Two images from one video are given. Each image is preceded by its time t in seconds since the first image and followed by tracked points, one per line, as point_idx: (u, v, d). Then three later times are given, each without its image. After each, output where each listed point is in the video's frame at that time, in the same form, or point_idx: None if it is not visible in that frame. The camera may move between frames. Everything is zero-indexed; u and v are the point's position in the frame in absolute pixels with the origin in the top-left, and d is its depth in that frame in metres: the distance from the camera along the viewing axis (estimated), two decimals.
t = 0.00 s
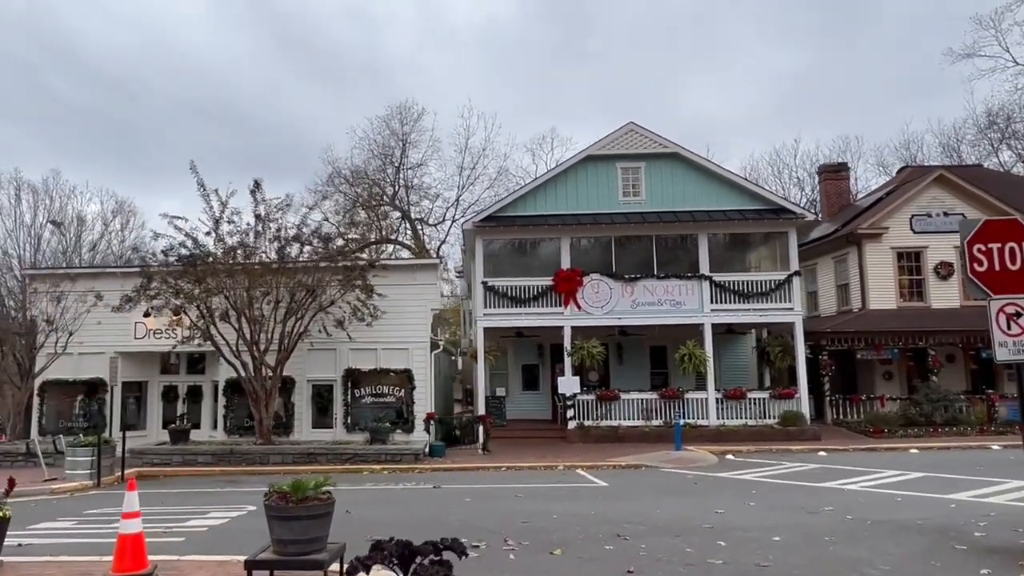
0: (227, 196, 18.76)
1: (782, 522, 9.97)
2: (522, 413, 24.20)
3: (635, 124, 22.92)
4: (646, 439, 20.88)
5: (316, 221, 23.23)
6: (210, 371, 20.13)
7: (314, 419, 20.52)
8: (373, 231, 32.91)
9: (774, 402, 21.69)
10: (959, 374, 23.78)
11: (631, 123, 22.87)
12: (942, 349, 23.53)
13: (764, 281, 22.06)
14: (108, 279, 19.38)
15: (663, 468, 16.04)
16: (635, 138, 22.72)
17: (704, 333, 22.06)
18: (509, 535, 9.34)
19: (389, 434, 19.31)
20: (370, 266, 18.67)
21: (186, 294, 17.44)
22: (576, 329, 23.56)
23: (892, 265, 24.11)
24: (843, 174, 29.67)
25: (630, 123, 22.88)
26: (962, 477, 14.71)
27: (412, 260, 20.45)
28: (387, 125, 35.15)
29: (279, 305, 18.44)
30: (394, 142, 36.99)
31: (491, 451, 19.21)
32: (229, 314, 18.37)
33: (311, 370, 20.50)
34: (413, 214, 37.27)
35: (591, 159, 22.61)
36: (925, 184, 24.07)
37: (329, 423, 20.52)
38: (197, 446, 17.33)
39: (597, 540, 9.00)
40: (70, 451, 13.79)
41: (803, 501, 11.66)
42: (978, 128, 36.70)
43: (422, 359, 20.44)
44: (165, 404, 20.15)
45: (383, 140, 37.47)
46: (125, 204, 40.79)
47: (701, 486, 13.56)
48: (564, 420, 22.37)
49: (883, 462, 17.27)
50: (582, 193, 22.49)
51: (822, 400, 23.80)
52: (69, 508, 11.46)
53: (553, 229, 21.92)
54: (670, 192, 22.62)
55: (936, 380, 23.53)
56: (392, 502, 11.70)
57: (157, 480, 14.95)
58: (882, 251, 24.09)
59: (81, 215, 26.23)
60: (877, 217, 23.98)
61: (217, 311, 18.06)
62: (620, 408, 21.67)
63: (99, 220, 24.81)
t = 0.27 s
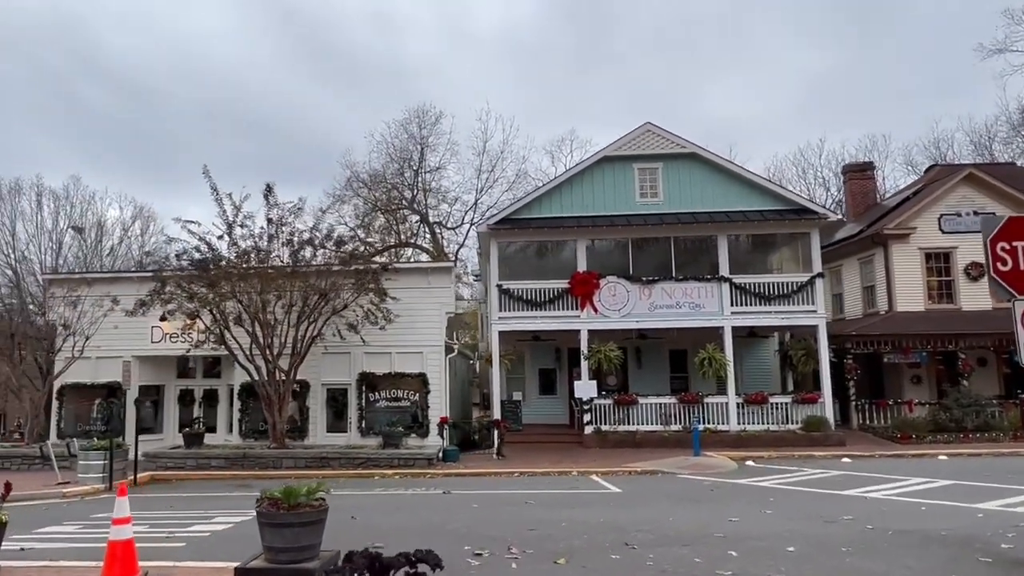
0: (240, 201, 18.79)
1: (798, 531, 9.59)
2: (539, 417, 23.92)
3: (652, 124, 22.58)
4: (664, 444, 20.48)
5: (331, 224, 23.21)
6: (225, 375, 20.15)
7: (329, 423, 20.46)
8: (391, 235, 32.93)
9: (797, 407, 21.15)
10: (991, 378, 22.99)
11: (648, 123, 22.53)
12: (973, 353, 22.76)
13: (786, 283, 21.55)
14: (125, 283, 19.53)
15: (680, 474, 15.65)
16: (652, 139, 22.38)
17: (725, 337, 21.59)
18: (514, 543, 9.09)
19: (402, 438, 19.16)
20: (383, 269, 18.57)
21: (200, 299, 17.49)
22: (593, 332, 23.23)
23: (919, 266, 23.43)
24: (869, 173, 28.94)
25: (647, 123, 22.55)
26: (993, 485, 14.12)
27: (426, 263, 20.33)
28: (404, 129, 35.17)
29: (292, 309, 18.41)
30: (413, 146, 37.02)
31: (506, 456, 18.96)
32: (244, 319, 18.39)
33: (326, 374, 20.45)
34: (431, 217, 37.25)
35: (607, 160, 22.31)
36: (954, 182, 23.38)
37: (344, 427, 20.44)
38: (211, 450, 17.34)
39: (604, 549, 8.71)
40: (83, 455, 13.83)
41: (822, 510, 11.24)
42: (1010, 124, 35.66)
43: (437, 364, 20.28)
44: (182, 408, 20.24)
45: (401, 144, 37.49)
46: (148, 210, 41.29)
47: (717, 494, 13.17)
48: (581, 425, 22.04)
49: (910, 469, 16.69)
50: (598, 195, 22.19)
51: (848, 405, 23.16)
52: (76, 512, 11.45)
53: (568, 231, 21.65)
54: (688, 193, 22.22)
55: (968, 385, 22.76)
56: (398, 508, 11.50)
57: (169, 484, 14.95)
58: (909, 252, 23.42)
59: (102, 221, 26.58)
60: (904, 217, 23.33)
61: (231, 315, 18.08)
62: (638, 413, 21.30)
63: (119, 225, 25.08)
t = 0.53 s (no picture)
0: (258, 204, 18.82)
1: (819, 541, 9.14)
2: (560, 421, 23.60)
3: (674, 123, 22.15)
4: (687, 449, 20.00)
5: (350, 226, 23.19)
6: (245, 378, 20.18)
7: (348, 427, 20.38)
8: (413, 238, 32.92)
9: (825, 411, 20.50)
10: None
11: (669, 121, 22.11)
12: (1012, 355, 21.85)
13: (813, 284, 20.93)
14: (146, 287, 19.68)
15: (701, 480, 15.21)
16: (673, 137, 21.96)
17: (750, 339, 21.03)
18: (522, 550, 8.79)
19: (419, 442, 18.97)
20: (399, 272, 18.45)
21: (217, 303, 17.53)
22: (615, 334, 22.85)
23: (954, 266, 22.60)
24: (901, 171, 28.06)
25: (668, 121, 22.12)
26: None
27: (444, 265, 20.16)
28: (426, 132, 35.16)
29: (309, 312, 18.38)
30: (435, 149, 36.98)
31: (525, 460, 18.66)
32: (261, 322, 18.40)
33: (344, 378, 20.39)
34: (453, 220, 37.19)
35: (627, 160, 21.94)
36: (991, 179, 22.53)
37: (362, 430, 20.35)
38: (229, 453, 17.35)
39: (615, 558, 8.37)
40: (100, 457, 13.87)
41: (848, 518, 10.76)
42: None
43: (455, 367, 20.09)
44: (202, 411, 20.33)
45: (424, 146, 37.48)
46: (175, 216, 41.85)
47: (738, 500, 12.73)
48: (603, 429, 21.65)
49: (944, 475, 16.02)
50: (618, 195, 21.82)
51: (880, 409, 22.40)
52: (88, 515, 11.44)
53: (588, 232, 21.32)
54: (711, 192, 21.73)
55: (1006, 388, 21.86)
56: (408, 513, 11.29)
57: (185, 486, 14.95)
58: (943, 251, 22.62)
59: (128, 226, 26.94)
60: (938, 215, 22.54)
61: (248, 318, 18.11)
62: (660, 417, 20.84)
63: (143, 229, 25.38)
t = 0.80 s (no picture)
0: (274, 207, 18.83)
1: (839, 550, 8.72)
2: (580, 424, 23.27)
3: (694, 120, 21.72)
4: (710, 452, 19.54)
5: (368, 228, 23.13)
6: (263, 380, 20.20)
7: (365, 429, 20.30)
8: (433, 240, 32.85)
9: (853, 415, 19.86)
10: None
11: (690, 119, 21.68)
12: None
13: (840, 283, 20.33)
14: (165, 290, 19.82)
15: (721, 485, 14.79)
16: (694, 135, 21.53)
17: (774, 340, 20.47)
18: (527, 556, 8.53)
19: (436, 444, 18.81)
20: (414, 273, 18.31)
21: (233, 305, 17.55)
22: (635, 336, 22.46)
23: (989, 264, 21.80)
24: (933, 167, 27.21)
25: (689, 119, 21.70)
26: None
27: (460, 266, 19.98)
28: (447, 133, 35.06)
29: (325, 314, 18.33)
30: (456, 150, 36.88)
31: (542, 464, 18.36)
32: (277, 324, 18.39)
33: (361, 380, 20.31)
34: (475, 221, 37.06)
35: (647, 158, 21.57)
36: None
37: (379, 432, 20.25)
38: (245, 455, 17.34)
39: (622, 566, 8.08)
40: (115, 459, 13.91)
41: (871, 526, 10.32)
42: None
43: (472, 369, 19.89)
44: (221, 413, 20.40)
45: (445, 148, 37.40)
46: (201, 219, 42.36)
47: (757, 506, 12.31)
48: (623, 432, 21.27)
49: (978, 481, 15.37)
50: (638, 195, 21.46)
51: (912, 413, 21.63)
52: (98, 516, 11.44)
53: (607, 232, 20.98)
54: (733, 191, 21.25)
55: None
56: (415, 517, 11.10)
57: (199, 488, 14.95)
58: (977, 249, 21.83)
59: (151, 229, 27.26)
60: (971, 212, 21.77)
61: (264, 321, 18.11)
62: (682, 420, 20.40)
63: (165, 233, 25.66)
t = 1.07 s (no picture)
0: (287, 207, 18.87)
1: (853, 556, 8.45)
2: (597, 425, 22.97)
3: (712, 116, 21.34)
4: (728, 454, 19.14)
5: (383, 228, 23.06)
6: (278, 380, 20.24)
7: (379, 429, 20.24)
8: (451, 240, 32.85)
9: (878, 416, 19.30)
10: None
11: (707, 114, 21.30)
12: None
13: (862, 281, 19.81)
14: (181, 290, 19.98)
15: (737, 487, 14.43)
16: (711, 131, 21.16)
17: (795, 340, 19.99)
18: (529, 558, 8.31)
19: (449, 445, 18.70)
20: (426, 273, 18.23)
21: (246, 305, 17.60)
22: (652, 336, 22.10)
23: (1020, 261, 21.09)
24: (963, 161, 26.32)
25: (706, 114, 21.32)
26: None
27: (473, 266, 19.84)
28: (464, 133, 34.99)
29: (337, 314, 18.31)
30: (474, 150, 36.81)
31: (557, 465, 18.11)
32: (290, 325, 18.40)
33: (375, 380, 20.26)
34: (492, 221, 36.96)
35: (663, 156, 21.24)
36: None
37: (393, 433, 20.17)
38: (259, 455, 17.37)
39: (626, 569, 7.86)
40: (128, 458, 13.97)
41: (890, 531, 9.97)
42: None
43: (486, 369, 19.72)
44: (237, 413, 20.50)
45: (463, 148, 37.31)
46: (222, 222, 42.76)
47: (773, 509, 11.97)
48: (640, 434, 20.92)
49: (1006, 485, 14.84)
50: (654, 192, 21.14)
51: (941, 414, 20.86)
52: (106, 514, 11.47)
53: (622, 230, 20.67)
54: (752, 188, 20.82)
55: None
56: (420, 518, 10.94)
57: (211, 488, 14.98)
58: (1007, 246, 21.14)
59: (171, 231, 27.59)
60: (1001, 207, 21.06)
61: (277, 321, 18.13)
62: (700, 421, 20.01)
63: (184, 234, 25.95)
